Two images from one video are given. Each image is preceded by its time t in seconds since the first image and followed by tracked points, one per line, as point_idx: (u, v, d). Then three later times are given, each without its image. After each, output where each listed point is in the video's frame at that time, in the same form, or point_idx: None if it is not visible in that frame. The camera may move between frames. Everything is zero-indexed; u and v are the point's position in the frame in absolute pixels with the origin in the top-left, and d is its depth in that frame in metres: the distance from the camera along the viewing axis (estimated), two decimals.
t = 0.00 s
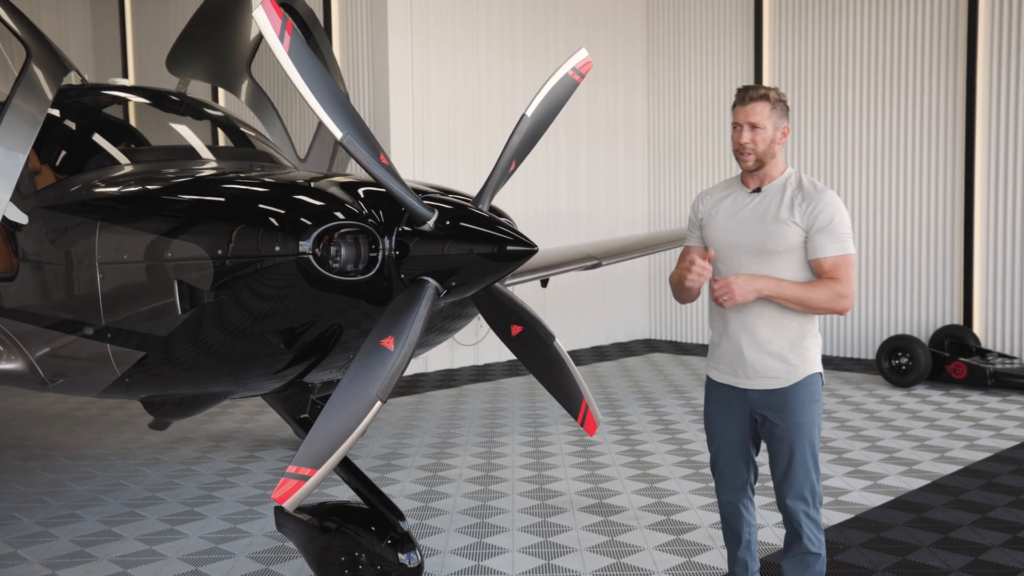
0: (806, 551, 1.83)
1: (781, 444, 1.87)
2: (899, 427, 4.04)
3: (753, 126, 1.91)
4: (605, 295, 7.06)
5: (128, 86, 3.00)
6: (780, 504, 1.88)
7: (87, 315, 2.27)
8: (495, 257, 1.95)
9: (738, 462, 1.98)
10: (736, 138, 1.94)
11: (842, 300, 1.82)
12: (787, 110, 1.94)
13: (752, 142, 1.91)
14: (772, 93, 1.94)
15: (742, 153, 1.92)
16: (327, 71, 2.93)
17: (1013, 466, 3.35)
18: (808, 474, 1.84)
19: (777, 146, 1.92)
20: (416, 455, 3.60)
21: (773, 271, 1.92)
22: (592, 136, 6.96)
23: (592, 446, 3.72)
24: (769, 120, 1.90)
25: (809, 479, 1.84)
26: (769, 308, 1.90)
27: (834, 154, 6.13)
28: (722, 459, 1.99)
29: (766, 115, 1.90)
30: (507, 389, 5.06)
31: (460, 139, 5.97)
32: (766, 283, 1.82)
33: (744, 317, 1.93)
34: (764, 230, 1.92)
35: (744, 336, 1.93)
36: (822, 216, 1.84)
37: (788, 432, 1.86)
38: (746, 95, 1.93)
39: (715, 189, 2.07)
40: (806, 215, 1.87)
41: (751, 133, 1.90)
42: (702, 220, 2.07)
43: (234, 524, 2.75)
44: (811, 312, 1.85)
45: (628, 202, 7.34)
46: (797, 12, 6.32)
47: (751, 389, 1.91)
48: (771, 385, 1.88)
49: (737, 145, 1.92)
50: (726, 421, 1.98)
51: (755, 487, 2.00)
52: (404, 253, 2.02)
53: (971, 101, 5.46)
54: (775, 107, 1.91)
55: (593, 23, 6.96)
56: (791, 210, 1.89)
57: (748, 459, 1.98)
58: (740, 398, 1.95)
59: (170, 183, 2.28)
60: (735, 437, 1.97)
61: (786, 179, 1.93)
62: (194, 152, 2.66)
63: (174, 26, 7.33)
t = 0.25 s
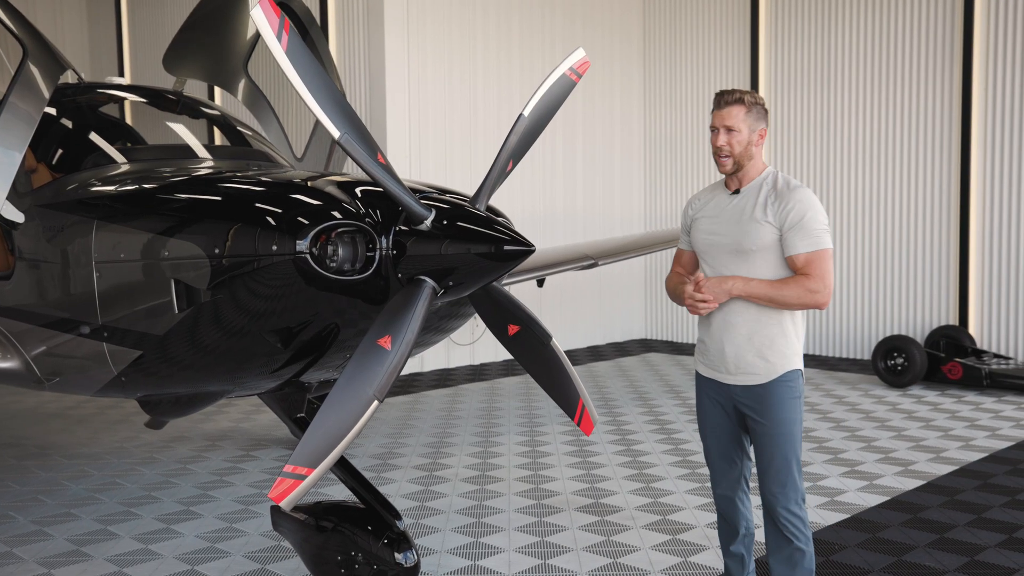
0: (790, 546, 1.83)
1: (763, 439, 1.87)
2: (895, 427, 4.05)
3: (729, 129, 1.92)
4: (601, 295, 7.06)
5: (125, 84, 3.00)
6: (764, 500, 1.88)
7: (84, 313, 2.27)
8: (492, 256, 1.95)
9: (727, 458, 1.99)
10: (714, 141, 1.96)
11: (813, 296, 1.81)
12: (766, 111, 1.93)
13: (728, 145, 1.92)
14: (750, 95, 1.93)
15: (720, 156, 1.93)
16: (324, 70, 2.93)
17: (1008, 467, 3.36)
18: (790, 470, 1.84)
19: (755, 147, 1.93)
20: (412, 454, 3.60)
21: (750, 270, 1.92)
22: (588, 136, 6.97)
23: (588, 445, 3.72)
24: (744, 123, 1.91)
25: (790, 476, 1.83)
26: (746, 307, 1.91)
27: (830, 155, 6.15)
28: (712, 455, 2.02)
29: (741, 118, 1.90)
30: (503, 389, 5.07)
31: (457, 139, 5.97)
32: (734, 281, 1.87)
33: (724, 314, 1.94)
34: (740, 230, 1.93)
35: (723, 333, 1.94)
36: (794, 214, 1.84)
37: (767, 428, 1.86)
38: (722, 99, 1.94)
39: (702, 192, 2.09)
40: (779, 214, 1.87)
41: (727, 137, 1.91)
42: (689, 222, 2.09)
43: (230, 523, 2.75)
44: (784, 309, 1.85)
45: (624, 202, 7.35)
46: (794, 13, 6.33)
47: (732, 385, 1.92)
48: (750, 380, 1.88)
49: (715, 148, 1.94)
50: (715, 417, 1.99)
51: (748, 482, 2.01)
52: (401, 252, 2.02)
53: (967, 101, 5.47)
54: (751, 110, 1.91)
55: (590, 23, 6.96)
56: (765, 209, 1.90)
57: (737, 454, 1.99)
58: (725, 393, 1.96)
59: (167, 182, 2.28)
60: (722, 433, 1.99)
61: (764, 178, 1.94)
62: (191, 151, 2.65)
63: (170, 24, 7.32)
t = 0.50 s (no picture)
0: (778, 544, 1.83)
1: (750, 435, 1.86)
2: (893, 427, 4.06)
3: (719, 135, 1.91)
4: (599, 295, 7.06)
5: (123, 84, 2.99)
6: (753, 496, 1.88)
7: (82, 313, 2.27)
8: (491, 257, 1.95)
9: (721, 455, 2.00)
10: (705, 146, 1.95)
11: (788, 299, 1.80)
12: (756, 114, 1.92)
13: (719, 151, 1.92)
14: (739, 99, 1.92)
15: (711, 162, 1.93)
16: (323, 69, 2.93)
17: (1006, 467, 3.37)
18: (776, 467, 1.83)
19: (745, 151, 1.92)
20: (410, 454, 3.60)
21: (734, 271, 1.94)
22: (586, 136, 6.97)
23: (586, 446, 3.73)
24: (734, 128, 1.90)
25: (776, 473, 1.83)
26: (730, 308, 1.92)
27: (828, 156, 6.16)
28: (706, 452, 2.02)
29: (731, 124, 1.90)
30: (501, 389, 5.06)
31: (455, 139, 5.97)
32: (712, 280, 1.89)
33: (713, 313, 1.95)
34: (725, 232, 1.94)
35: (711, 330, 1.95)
36: (771, 217, 1.84)
37: (753, 425, 1.86)
38: (711, 104, 1.93)
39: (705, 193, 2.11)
40: (759, 217, 1.87)
41: (718, 143, 1.91)
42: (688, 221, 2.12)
43: (228, 523, 2.75)
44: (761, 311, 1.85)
45: (622, 202, 7.35)
46: (792, 13, 6.34)
47: (719, 382, 1.93)
48: (736, 377, 1.88)
49: (706, 153, 1.94)
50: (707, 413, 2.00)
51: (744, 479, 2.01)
52: (400, 252, 2.02)
53: (964, 102, 5.48)
54: (741, 114, 1.90)
55: (588, 23, 6.97)
56: (749, 211, 1.90)
57: (731, 452, 1.99)
58: (715, 390, 1.96)
59: (165, 182, 2.28)
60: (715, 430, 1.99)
61: (753, 181, 1.94)
62: (189, 151, 2.64)
63: (168, 24, 7.31)
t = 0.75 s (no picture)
0: (771, 543, 1.82)
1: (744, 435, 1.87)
2: (890, 428, 4.07)
3: (715, 138, 1.92)
4: (597, 297, 7.07)
5: (121, 86, 2.99)
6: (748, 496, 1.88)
7: (80, 315, 2.27)
8: (489, 257, 1.95)
9: (718, 455, 2.00)
10: (702, 150, 1.96)
11: (773, 301, 1.81)
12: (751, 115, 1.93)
13: (716, 154, 1.93)
14: (734, 101, 1.92)
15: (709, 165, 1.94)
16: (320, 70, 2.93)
17: (1004, 467, 3.37)
18: (771, 466, 1.83)
19: (742, 153, 1.93)
20: (408, 455, 3.61)
21: (727, 273, 1.95)
22: (584, 137, 6.98)
23: (584, 447, 3.73)
24: (730, 131, 1.91)
25: (770, 472, 1.83)
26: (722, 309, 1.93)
27: (825, 156, 6.17)
28: (703, 453, 2.03)
29: (726, 127, 1.90)
30: (499, 391, 5.07)
31: (453, 139, 5.98)
32: (701, 280, 1.91)
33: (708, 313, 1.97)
34: (719, 234, 1.95)
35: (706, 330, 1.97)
36: (762, 220, 1.84)
37: (748, 424, 1.86)
38: (706, 108, 1.93)
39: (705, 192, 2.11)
40: (752, 220, 1.88)
41: (714, 146, 1.92)
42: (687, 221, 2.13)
43: (227, 525, 2.75)
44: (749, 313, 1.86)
45: (620, 203, 7.36)
46: (789, 15, 6.35)
47: (715, 381, 1.94)
48: (730, 377, 1.89)
49: (703, 157, 1.95)
50: (705, 413, 2.00)
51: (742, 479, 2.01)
52: (399, 253, 2.02)
53: (961, 103, 5.49)
54: (736, 117, 1.90)
55: (586, 25, 6.98)
56: (742, 214, 1.91)
57: (727, 452, 1.99)
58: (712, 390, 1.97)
59: (163, 183, 2.28)
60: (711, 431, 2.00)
61: (749, 182, 1.94)
62: (187, 152, 2.64)
63: (166, 25, 7.31)
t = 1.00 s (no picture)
0: (770, 545, 1.83)
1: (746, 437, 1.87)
2: (888, 428, 4.07)
3: (718, 141, 1.91)
4: (595, 298, 7.07)
5: (118, 87, 2.99)
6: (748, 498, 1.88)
7: (79, 316, 2.27)
8: (488, 259, 1.96)
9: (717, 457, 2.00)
10: (703, 152, 1.96)
11: (784, 305, 1.82)
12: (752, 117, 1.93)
13: (718, 157, 1.92)
14: (735, 102, 1.92)
15: (710, 168, 1.94)
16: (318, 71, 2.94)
17: (1002, 468, 3.38)
18: (772, 469, 1.84)
19: (744, 155, 1.93)
20: (407, 457, 3.61)
21: (732, 276, 1.95)
22: (581, 139, 6.98)
23: (582, 448, 3.73)
24: (732, 134, 1.90)
25: (772, 475, 1.83)
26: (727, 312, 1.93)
27: (822, 157, 6.18)
28: (703, 454, 2.03)
29: (729, 129, 1.90)
30: (498, 392, 5.07)
31: (450, 141, 5.98)
32: (709, 284, 1.90)
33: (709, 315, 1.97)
34: (723, 237, 1.95)
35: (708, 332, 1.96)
36: (769, 223, 1.85)
37: (750, 426, 1.86)
38: (708, 110, 1.93)
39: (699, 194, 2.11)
40: (757, 223, 1.88)
41: (716, 149, 1.91)
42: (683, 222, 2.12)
43: (225, 526, 2.74)
44: (757, 317, 1.87)
45: (617, 204, 7.36)
46: (786, 16, 6.36)
47: (717, 383, 1.93)
48: (734, 378, 1.89)
49: (705, 159, 1.95)
50: (705, 415, 2.00)
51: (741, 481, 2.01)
52: (397, 254, 2.02)
53: (958, 104, 5.50)
54: (738, 119, 1.90)
55: (583, 26, 6.98)
56: (747, 216, 1.91)
57: (727, 454, 2.00)
58: (712, 392, 1.96)
59: (161, 185, 2.28)
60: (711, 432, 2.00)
61: (750, 184, 1.95)
62: (185, 154, 2.65)
63: (163, 26, 7.31)
